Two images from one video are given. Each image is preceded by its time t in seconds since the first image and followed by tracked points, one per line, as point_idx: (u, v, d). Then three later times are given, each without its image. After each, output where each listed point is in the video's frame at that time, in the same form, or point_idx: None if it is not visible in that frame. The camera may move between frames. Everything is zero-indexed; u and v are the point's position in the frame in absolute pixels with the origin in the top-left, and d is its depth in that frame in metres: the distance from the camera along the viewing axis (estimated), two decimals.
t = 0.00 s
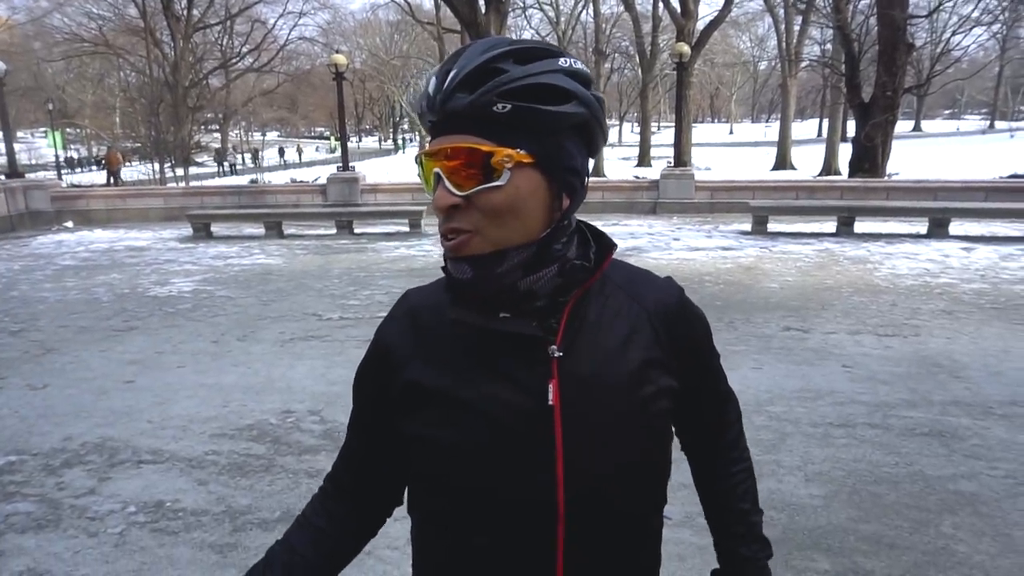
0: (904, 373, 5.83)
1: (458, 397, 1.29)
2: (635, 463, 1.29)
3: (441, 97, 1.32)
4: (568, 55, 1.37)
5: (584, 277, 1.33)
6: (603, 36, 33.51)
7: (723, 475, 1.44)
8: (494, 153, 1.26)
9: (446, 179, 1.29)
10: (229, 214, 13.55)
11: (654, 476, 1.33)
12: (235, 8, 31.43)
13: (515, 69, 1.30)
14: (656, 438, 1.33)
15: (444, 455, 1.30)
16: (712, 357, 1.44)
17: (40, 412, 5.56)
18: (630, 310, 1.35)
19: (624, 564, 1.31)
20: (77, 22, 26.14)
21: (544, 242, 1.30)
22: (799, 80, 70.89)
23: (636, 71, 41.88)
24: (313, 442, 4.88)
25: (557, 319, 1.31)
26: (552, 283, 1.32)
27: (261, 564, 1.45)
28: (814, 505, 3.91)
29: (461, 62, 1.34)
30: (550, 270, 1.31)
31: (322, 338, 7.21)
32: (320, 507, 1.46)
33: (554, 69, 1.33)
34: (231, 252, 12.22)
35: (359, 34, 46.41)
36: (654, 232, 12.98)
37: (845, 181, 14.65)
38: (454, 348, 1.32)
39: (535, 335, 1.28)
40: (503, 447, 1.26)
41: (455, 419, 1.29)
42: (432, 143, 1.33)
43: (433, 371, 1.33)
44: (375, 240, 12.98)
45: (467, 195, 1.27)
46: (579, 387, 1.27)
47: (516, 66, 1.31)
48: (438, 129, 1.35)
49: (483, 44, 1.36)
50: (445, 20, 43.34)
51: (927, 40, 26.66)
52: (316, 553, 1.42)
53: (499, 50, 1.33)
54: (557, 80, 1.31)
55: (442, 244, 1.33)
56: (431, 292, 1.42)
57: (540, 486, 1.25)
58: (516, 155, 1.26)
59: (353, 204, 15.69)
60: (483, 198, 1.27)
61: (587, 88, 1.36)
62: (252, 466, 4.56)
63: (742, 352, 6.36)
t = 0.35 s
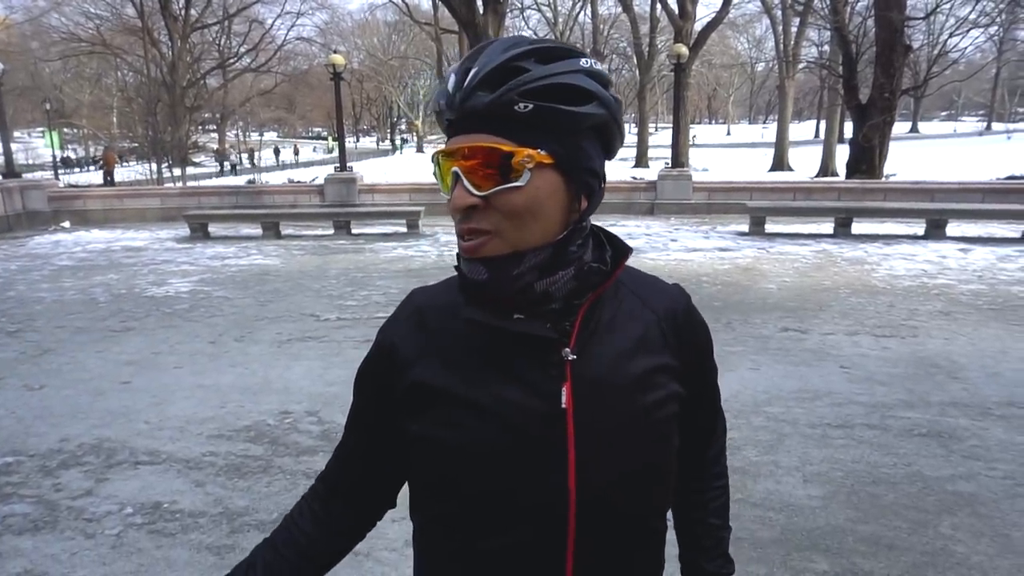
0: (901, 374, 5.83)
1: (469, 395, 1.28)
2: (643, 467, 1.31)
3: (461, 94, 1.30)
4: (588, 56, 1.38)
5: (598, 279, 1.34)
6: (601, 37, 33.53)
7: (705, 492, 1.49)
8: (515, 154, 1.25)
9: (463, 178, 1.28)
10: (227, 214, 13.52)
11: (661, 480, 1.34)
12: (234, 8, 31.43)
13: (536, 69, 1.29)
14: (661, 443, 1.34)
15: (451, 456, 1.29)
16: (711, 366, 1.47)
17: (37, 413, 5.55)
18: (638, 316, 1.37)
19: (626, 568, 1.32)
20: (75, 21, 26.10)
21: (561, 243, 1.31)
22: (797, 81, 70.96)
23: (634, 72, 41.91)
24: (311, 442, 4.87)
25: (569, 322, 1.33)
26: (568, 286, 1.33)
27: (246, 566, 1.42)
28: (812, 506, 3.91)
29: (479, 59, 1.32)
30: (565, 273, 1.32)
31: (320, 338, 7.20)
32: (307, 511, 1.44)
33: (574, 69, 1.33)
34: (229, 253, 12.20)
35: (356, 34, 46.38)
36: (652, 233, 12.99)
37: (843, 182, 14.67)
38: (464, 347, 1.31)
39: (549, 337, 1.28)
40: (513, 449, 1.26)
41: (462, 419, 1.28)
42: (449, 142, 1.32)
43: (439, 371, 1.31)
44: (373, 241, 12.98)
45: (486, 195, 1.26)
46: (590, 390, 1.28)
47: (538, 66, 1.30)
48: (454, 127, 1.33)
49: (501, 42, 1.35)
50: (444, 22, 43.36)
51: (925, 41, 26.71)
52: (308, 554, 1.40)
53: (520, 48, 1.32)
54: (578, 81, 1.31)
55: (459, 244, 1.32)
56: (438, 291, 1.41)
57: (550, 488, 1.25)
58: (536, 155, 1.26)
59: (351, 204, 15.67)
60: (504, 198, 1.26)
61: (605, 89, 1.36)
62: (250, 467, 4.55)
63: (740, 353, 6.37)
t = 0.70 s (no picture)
0: (893, 369, 5.87)
1: (469, 391, 1.28)
2: (644, 465, 1.31)
3: (464, 92, 1.30)
4: (591, 54, 1.39)
5: (600, 278, 1.35)
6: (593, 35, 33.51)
7: (705, 492, 1.49)
8: (519, 152, 1.25)
9: (466, 176, 1.28)
10: (218, 213, 13.46)
11: (661, 478, 1.35)
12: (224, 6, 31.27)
13: (539, 67, 1.29)
14: (662, 441, 1.35)
15: (450, 454, 1.29)
16: (712, 365, 1.48)
17: (28, 413, 5.51)
18: (640, 315, 1.38)
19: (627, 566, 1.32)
20: (63, 19, 25.89)
21: (563, 241, 1.31)
22: (788, 78, 71.13)
23: (626, 70, 41.96)
24: (305, 441, 4.86)
25: (572, 319, 1.33)
26: (570, 283, 1.33)
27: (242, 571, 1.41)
28: (806, 501, 3.93)
29: (481, 57, 1.32)
30: (567, 270, 1.32)
31: (313, 336, 7.19)
32: (303, 512, 1.44)
33: (576, 67, 1.33)
34: (221, 251, 12.15)
35: (348, 32, 46.23)
36: (645, 230, 13.01)
37: (834, 179, 14.73)
38: (465, 343, 1.31)
39: (550, 335, 1.29)
40: (514, 448, 1.26)
41: (460, 417, 1.29)
42: (451, 140, 1.32)
43: (439, 367, 1.31)
44: (365, 239, 12.95)
45: (489, 193, 1.26)
46: (591, 387, 1.29)
47: (542, 64, 1.30)
48: (456, 124, 1.33)
49: (503, 39, 1.35)
50: (435, 19, 43.26)
51: (915, 39, 26.82)
52: (304, 554, 1.40)
53: (523, 45, 1.32)
54: (581, 78, 1.32)
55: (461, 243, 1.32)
56: (439, 286, 1.41)
57: (551, 485, 1.25)
58: (539, 154, 1.26)
59: (344, 202, 15.63)
60: (507, 197, 1.26)
61: (606, 87, 1.37)
62: (244, 466, 4.54)
63: (733, 349, 6.39)
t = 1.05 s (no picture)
0: (897, 369, 5.86)
1: (481, 390, 1.28)
2: (655, 468, 1.31)
3: (483, 94, 1.29)
4: (608, 55, 1.39)
5: (614, 279, 1.36)
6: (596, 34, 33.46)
7: (716, 497, 1.48)
8: (541, 153, 1.25)
9: (487, 177, 1.27)
10: (221, 212, 13.47)
11: (671, 481, 1.35)
12: (227, 5, 31.28)
13: (561, 67, 1.29)
14: (672, 444, 1.35)
15: (461, 455, 1.29)
16: (722, 368, 1.48)
17: (32, 411, 5.52)
18: (651, 317, 1.38)
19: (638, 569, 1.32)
20: (67, 17, 25.96)
21: (581, 243, 1.31)
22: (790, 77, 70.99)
23: (629, 68, 41.89)
24: (307, 440, 4.86)
25: (584, 319, 1.33)
26: (584, 285, 1.33)
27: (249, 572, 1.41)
28: (809, 501, 3.92)
29: (501, 57, 1.32)
30: (583, 273, 1.32)
31: (316, 335, 7.19)
32: (312, 514, 1.44)
33: (595, 68, 1.34)
34: (224, 250, 12.16)
35: (350, 31, 46.22)
36: (648, 229, 12.99)
37: (838, 179, 14.69)
38: (477, 344, 1.31)
39: (563, 336, 1.28)
40: (525, 451, 1.26)
41: (470, 417, 1.28)
42: (469, 141, 1.31)
43: (450, 369, 1.31)
44: (367, 238, 12.95)
45: (511, 195, 1.25)
46: (603, 389, 1.28)
47: (563, 64, 1.30)
48: (475, 125, 1.32)
49: (522, 38, 1.36)
50: (438, 18, 43.23)
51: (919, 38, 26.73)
52: (313, 554, 1.40)
53: (542, 46, 1.32)
54: (599, 79, 1.32)
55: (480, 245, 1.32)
56: (449, 287, 1.41)
57: (562, 487, 1.25)
58: (560, 156, 1.26)
59: (347, 201, 15.64)
60: (530, 198, 1.25)
61: (623, 88, 1.37)
62: (247, 464, 4.55)
63: (736, 349, 6.38)
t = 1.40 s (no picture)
0: (885, 371, 5.90)
1: (478, 393, 1.29)
2: (653, 473, 1.31)
3: (487, 96, 1.29)
4: (608, 60, 1.40)
5: (614, 284, 1.36)
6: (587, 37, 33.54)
7: (713, 501, 1.49)
8: (545, 156, 1.25)
9: (489, 181, 1.27)
10: (210, 215, 13.41)
11: (669, 485, 1.35)
12: (216, 7, 31.19)
13: (564, 71, 1.30)
14: (669, 447, 1.35)
15: (457, 460, 1.30)
16: (719, 371, 1.49)
17: (19, 416, 5.48)
18: (649, 321, 1.39)
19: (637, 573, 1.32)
20: (53, 19, 25.83)
21: (581, 247, 1.32)
22: (779, 80, 71.41)
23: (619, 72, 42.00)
24: (298, 444, 4.84)
25: (582, 324, 1.34)
26: (583, 290, 1.34)
27: None
28: (799, 503, 3.94)
29: (504, 61, 1.32)
30: (582, 277, 1.33)
31: (306, 339, 7.17)
32: (305, 521, 1.44)
33: (596, 72, 1.34)
34: (213, 253, 12.11)
35: (340, 33, 46.13)
36: (639, 232, 13.02)
37: (826, 182, 14.78)
38: (476, 348, 1.31)
39: (563, 339, 1.29)
40: (521, 458, 1.26)
41: (467, 421, 1.29)
42: (471, 144, 1.31)
43: (448, 373, 1.31)
44: (358, 241, 12.93)
45: (515, 198, 1.26)
46: (602, 393, 1.29)
47: (566, 69, 1.31)
48: (477, 128, 1.32)
49: (527, 43, 1.36)
50: (428, 21, 43.24)
51: (906, 42, 26.91)
52: (308, 561, 1.40)
53: (546, 50, 1.33)
54: (601, 84, 1.33)
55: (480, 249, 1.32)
56: (446, 292, 1.41)
57: (561, 492, 1.25)
58: (564, 158, 1.27)
59: (337, 204, 15.62)
60: (532, 201, 1.26)
61: (623, 92, 1.38)
62: (237, 469, 4.53)
63: (726, 351, 6.40)
